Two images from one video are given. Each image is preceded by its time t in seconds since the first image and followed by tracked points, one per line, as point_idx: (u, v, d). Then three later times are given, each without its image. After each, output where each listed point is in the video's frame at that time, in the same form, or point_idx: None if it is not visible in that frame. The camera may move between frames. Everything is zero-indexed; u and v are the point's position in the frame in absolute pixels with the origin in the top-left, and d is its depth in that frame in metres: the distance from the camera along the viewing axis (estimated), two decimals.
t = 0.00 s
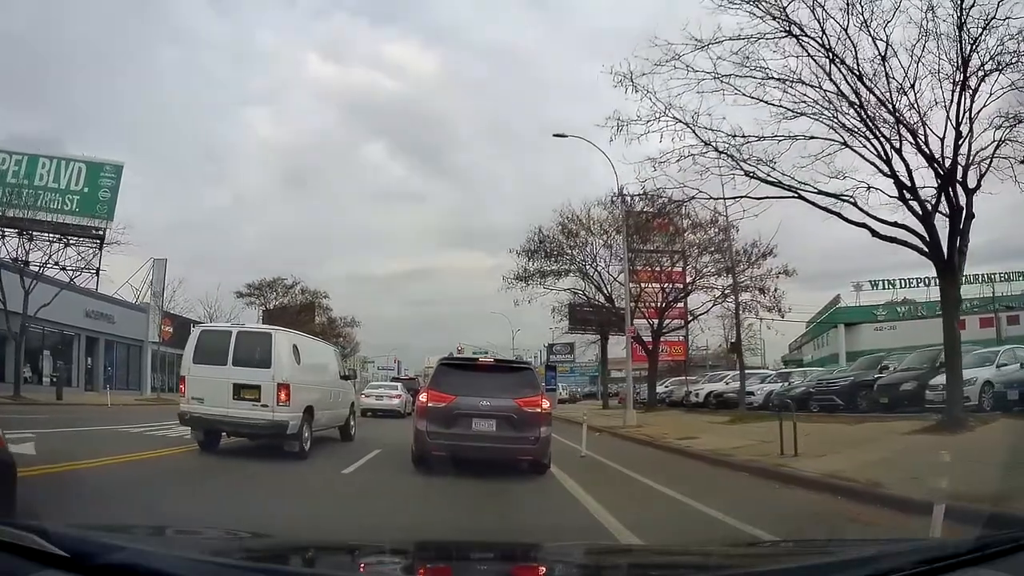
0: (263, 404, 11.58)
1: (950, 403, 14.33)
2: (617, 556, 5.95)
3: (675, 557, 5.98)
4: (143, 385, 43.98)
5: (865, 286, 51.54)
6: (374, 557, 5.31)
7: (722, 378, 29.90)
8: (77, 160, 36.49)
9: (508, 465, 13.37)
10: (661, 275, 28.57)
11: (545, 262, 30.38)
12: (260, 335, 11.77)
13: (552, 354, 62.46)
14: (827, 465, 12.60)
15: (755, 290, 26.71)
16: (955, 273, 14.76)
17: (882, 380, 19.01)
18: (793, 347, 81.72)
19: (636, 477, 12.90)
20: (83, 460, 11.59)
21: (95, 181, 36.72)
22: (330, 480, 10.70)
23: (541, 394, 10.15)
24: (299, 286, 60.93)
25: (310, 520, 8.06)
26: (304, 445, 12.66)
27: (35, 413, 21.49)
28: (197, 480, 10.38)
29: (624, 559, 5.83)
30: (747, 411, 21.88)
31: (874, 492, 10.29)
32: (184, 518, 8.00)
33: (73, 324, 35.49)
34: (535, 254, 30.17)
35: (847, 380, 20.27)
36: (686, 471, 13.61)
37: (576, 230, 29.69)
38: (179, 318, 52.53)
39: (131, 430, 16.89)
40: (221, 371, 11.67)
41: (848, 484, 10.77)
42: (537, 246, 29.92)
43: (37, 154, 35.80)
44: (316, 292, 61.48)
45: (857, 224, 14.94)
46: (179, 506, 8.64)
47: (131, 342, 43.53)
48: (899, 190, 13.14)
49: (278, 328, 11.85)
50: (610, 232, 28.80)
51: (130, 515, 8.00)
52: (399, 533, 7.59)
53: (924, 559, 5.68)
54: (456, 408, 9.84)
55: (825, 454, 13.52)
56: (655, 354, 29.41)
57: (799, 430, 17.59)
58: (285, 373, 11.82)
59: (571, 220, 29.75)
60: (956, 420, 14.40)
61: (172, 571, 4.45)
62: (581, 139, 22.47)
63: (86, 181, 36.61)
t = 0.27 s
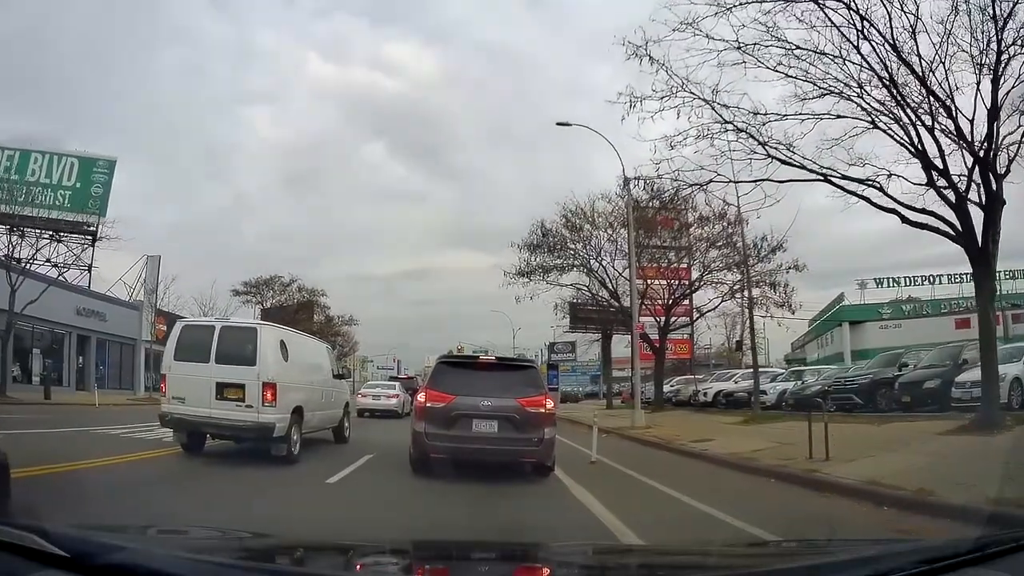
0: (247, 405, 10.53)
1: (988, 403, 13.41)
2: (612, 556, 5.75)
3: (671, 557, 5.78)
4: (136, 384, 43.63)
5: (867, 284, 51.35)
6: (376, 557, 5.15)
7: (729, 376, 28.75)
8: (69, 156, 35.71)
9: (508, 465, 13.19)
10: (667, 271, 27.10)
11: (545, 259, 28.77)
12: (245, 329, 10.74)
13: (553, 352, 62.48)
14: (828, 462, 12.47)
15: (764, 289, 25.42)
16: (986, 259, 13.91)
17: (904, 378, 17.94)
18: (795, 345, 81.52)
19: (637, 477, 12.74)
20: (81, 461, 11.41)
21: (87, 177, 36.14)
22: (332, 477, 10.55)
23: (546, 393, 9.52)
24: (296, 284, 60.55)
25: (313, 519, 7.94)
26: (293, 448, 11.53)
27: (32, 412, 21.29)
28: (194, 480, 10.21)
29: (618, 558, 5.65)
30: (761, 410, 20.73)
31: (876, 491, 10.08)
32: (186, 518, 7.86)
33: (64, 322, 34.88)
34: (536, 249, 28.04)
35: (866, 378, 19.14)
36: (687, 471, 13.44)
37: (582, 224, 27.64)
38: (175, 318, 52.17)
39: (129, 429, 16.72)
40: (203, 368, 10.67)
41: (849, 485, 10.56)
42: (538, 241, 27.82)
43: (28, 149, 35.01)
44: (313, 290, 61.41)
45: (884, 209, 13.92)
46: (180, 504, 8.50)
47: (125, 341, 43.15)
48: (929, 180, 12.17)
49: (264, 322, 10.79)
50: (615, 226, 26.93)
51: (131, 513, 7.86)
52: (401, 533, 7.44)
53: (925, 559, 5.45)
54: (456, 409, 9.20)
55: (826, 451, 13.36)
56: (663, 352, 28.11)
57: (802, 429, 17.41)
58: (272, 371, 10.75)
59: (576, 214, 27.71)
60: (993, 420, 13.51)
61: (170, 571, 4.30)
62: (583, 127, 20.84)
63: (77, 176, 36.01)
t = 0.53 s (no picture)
0: (230, 406, 9.72)
1: None
2: (609, 555, 5.59)
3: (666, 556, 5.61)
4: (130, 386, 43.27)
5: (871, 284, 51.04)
6: (376, 557, 4.99)
7: (736, 377, 27.55)
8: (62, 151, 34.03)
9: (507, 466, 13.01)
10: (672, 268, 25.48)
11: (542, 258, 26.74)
12: (229, 326, 9.93)
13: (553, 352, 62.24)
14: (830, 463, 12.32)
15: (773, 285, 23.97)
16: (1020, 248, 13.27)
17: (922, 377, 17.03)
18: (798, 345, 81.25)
19: (636, 476, 12.63)
20: (78, 462, 11.24)
21: (82, 173, 34.54)
22: (329, 478, 10.39)
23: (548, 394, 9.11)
24: (293, 284, 60.13)
25: (310, 520, 7.79)
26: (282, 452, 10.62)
27: (28, 414, 21.03)
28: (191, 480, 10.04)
29: (614, 558, 5.49)
30: (773, 409, 19.55)
31: (876, 490, 9.90)
32: (182, 517, 7.71)
33: (54, 321, 34.50)
34: (536, 246, 25.87)
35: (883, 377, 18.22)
36: (686, 471, 13.30)
37: (585, 218, 25.65)
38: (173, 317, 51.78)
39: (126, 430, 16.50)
40: (185, 367, 9.87)
41: (849, 485, 10.39)
42: (538, 237, 25.67)
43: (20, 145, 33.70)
44: (310, 289, 61.06)
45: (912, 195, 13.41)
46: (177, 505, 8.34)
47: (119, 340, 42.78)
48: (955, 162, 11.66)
49: (248, 317, 9.95)
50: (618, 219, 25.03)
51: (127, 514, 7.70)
52: (399, 533, 7.29)
53: (924, 559, 5.26)
54: (456, 410, 8.84)
55: (827, 452, 13.21)
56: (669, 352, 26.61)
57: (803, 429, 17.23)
58: (257, 370, 9.91)
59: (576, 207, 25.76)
60: None
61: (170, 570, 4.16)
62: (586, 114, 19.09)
63: (71, 172, 34.47)
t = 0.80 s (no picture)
0: (213, 408, 8.82)
1: None
2: (606, 554, 5.44)
3: (662, 556, 5.43)
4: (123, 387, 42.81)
5: (875, 284, 50.82)
6: (377, 556, 4.85)
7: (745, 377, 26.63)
8: (56, 147, 31.92)
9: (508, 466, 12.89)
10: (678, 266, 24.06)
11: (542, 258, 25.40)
12: (211, 320, 9.04)
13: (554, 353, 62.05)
14: (829, 463, 12.24)
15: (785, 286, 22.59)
16: None
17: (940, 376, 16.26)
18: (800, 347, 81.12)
19: (634, 477, 12.53)
20: (78, 460, 11.09)
21: (75, 169, 32.53)
22: (328, 476, 10.26)
23: (552, 395, 8.36)
24: (290, 283, 59.75)
25: (308, 519, 7.67)
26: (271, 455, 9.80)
27: (26, 414, 20.79)
28: (188, 478, 9.89)
29: (610, 557, 5.33)
30: (786, 412, 18.31)
31: (875, 492, 9.74)
32: (177, 517, 7.58)
33: (46, 320, 34.09)
34: (535, 244, 24.38)
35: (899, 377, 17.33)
36: (685, 471, 13.21)
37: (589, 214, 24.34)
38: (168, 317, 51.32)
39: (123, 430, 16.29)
40: (166, 365, 9.01)
41: (846, 487, 10.23)
42: (538, 234, 24.14)
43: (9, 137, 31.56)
44: (308, 288, 60.84)
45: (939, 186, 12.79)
46: (174, 501, 8.23)
47: (111, 339, 42.31)
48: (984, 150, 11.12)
49: (233, 313, 9.04)
50: (621, 215, 23.50)
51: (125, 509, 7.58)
52: (395, 531, 7.17)
53: (925, 559, 5.10)
54: (455, 412, 8.07)
55: (826, 452, 13.11)
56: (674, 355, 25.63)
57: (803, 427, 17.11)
58: (242, 369, 8.99)
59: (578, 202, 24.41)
60: None
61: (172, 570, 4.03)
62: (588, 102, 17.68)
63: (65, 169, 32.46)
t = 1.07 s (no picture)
0: (194, 409, 8.05)
1: None
2: (601, 553, 5.28)
3: (658, 556, 5.26)
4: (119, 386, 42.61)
5: (878, 285, 50.62)
6: (377, 555, 4.71)
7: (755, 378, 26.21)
8: (51, 143, 31.39)
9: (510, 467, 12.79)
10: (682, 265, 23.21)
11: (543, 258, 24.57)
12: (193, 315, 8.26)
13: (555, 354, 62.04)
14: (827, 461, 12.14)
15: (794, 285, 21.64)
16: None
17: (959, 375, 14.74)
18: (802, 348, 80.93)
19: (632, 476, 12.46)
20: (72, 459, 10.93)
21: (70, 165, 32.06)
22: (326, 470, 10.16)
23: (556, 396, 7.48)
24: (288, 282, 59.59)
25: (305, 510, 7.57)
26: (259, 463, 8.96)
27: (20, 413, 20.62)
28: (183, 474, 9.75)
29: (604, 556, 5.18)
30: (798, 416, 17.20)
31: (874, 493, 9.58)
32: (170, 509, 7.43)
33: (40, 318, 33.85)
34: (536, 241, 23.73)
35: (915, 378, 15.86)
36: (681, 470, 13.13)
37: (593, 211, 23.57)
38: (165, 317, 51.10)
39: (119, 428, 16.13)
40: (144, 363, 8.23)
41: (843, 487, 10.08)
42: (539, 230, 23.54)
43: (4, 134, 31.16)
44: (306, 287, 60.79)
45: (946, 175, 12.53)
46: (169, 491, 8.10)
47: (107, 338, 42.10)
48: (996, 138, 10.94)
49: (215, 306, 8.24)
50: (625, 211, 22.84)
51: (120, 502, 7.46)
52: (393, 527, 7.06)
53: (924, 559, 4.94)
54: (454, 414, 7.21)
55: (824, 450, 13.01)
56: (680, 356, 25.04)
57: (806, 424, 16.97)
58: (225, 367, 8.20)
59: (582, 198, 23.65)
60: None
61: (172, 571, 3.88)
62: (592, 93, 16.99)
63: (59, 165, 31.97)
